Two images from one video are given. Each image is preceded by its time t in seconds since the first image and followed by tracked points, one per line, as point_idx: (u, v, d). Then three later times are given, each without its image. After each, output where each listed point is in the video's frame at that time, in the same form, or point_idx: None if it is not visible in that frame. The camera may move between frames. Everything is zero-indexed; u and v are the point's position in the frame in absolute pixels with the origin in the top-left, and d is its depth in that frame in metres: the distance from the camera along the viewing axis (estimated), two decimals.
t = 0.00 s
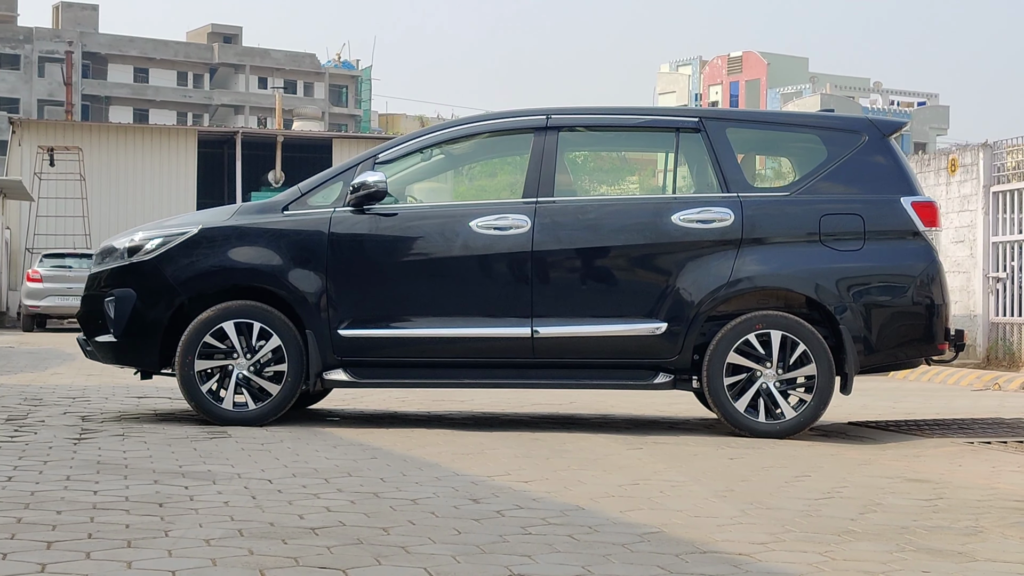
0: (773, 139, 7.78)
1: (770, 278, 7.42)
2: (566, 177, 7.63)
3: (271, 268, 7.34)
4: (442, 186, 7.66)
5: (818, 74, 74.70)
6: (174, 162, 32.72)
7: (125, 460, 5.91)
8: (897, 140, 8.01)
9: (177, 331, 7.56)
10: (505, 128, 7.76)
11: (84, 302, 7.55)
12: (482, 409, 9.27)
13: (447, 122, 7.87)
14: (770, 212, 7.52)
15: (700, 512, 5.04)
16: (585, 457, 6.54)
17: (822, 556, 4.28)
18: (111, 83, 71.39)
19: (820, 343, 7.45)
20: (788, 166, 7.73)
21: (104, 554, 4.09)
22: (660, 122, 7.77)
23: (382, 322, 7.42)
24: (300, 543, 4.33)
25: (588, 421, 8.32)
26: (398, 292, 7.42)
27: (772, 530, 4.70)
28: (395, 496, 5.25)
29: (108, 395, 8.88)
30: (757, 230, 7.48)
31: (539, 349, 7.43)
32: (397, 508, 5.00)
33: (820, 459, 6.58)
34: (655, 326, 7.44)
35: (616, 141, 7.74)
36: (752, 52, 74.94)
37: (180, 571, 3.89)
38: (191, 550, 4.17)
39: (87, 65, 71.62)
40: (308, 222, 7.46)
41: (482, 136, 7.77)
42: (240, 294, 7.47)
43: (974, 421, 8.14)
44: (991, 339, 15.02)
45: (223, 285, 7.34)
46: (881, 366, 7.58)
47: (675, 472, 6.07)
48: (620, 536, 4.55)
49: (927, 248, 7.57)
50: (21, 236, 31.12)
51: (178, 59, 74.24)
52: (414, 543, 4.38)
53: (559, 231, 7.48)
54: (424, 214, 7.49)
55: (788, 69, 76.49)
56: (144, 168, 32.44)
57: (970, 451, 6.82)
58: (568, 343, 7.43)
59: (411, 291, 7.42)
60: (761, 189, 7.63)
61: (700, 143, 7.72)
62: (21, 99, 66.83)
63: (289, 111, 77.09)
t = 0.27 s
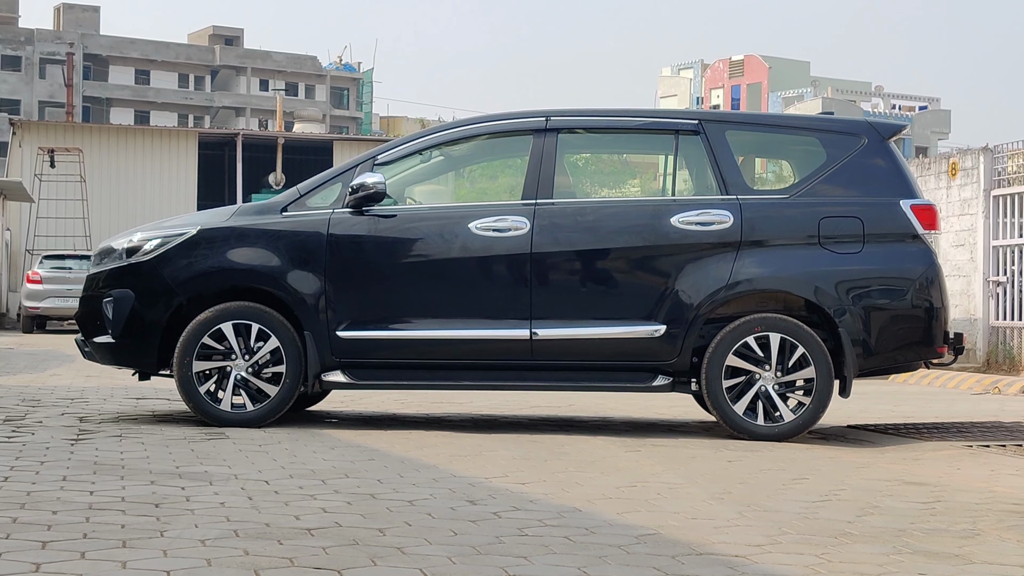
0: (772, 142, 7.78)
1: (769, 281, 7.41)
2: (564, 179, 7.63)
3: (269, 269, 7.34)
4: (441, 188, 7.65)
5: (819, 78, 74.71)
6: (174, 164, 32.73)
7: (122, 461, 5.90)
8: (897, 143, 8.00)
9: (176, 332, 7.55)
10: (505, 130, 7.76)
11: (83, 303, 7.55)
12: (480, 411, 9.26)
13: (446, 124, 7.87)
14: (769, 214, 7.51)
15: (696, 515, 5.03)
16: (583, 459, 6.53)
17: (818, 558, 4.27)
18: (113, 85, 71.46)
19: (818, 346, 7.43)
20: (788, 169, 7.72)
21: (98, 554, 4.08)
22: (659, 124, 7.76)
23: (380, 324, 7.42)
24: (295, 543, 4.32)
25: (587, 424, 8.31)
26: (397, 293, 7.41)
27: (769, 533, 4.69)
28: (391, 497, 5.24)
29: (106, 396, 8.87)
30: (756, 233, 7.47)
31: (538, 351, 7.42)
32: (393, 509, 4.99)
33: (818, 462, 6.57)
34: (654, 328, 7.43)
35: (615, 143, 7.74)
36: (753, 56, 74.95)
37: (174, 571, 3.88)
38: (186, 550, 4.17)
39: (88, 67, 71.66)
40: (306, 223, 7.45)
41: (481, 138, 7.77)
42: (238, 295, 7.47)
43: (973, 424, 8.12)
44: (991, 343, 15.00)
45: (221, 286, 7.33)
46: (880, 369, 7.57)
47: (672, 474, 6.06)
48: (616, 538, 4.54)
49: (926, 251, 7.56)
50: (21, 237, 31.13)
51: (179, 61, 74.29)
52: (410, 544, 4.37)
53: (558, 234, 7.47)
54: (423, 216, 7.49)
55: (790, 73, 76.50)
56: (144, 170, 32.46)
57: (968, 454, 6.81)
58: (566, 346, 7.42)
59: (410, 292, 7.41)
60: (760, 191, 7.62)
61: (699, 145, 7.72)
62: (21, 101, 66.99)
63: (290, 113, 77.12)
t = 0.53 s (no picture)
0: (772, 144, 7.78)
1: (768, 283, 7.41)
2: (563, 181, 7.63)
3: (267, 271, 7.34)
4: (440, 189, 7.65)
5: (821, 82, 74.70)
6: (175, 166, 32.75)
7: (119, 461, 5.90)
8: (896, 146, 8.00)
9: (174, 333, 7.55)
10: (504, 132, 7.76)
11: (81, 304, 7.55)
12: (479, 413, 9.25)
13: (445, 125, 7.87)
14: (768, 217, 7.51)
15: (693, 516, 5.03)
16: (581, 461, 6.52)
17: (814, 560, 4.27)
18: (115, 87, 71.53)
19: (817, 349, 7.43)
20: (787, 171, 7.72)
21: (93, 554, 4.07)
22: (658, 127, 7.76)
23: (379, 325, 7.42)
24: (291, 544, 4.32)
25: (585, 426, 8.31)
26: (395, 295, 7.41)
27: (765, 534, 4.69)
28: (388, 498, 5.23)
29: (105, 398, 8.87)
30: (755, 235, 7.47)
31: (537, 353, 7.42)
32: (390, 510, 4.99)
33: (816, 465, 6.56)
34: (652, 331, 7.43)
35: (614, 145, 7.74)
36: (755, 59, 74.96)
37: (169, 571, 3.88)
38: (181, 550, 4.16)
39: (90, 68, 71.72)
40: (305, 224, 7.46)
41: (480, 140, 7.78)
42: (237, 296, 7.47)
43: (972, 427, 8.12)
44: (991, 347, 14.99)
45: (219, 287, 7.33)
46: (879, 372, 7.56)
47: (670, 477, 6.06)
48: (613, 539, 4.53)
49: (925, 254, 7.55)
50: (21, 239, 31.15)
51: (181, 63, 74.35)
52: (405, 545, 4.36)
53: (556, 235, 7.47)
54: (422, 217, 7.49)
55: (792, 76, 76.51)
56: (145, 171, 32.48)
57: (967, 457, 6.80)
58: (565, 348, 7.42)
59: (408, 294, 7.41)
60: (759, 194, 7.62)
61: (698, 147, 7.72)
62: (21, 103, 67.22)
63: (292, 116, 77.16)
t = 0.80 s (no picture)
0: (771, 146, 7.77)
1: (766, 285, 7.40)
2: (562, 182, 7.63)
3: (266, 272, 7.34)
4: (439, 191, 7.65)
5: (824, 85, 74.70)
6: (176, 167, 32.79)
7: (116, 461, 5.90)
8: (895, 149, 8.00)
9: (172, 334, 7.56)
10: (503, 133, 7.77)
11: (80, 305, 7.56)
12: (478, 415, 9.25)
13: (445, 126, 7.87)
14: (767, 219, 7.51)
15: (689, 517, 5.03)
16: (578, 462, 6.52)
17: (809, 561, 4.27)
18: (117, 89, 71.60)
19: (815, 351, 7.43)
20: (786, 173, 7.72)
21: (88, 553, 4.07)
22: (657, 128, 7.76)
23: (377, 326, 7.42)
24: (286, 544, 4.32)
25: (584, 428, 8.31)
26: (394, 296, 7.42)
27: (760, 536, 4.69)
28: (384, 499, 5.23)
29: (104, 399, 8.87)
30: (754, 237, 7.47)
31: (535, 355, 7.42)
32: (385, 510, 4.99)
33: (813, 467, 6.56)
34: (650, 332, 7.43)
35: (613, 147, 7.74)
36: (758, 62, 74.97)
37: (163, 570, 3.88)
38: (176, 550, 4.16)
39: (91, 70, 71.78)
40: (304, 225, 7.46)
41: (479, 141, 7.78)
42: (235, 297, 7.47)
43: (970, 430, 8.11)
44: (991, 350, 14.97)
45: (217, 288, 7.34)
46: (877, 375, 7.56)
47: (667, 478, 6.06)
48: (608, 540, 4.53)
49: (924, 256, 7.55)
50: (22, 240, 31.19)
51: (183, 65, 74.43)
52: (400, 545, 4.37)
53: (555, 237, 7.47)
54: (420, 219, 7.49)
55: (795, 80, 76.52)
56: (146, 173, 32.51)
57: (964, 459, 6.80)
58: (563, 349, 7.42)
59: (407, 296, 7.42)
60: (758, 196, 7.62)
61: (697, 149, 7.72)
62: (23, 104, 67.35)
63: (294, 118, 77.22)
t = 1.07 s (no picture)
0: (770, 149, 7.77)
1: (765, 288, 7.40)
2: (561, 184, 7.63)
3: (265, 273, 7.34)
4: (438, 192, 7.65)
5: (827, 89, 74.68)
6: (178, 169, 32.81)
7: (114, 462, 5.90)
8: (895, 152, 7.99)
9: (171, 335, 7.56)
10: (503, 135, 7.77)
11: (79, 306, 7.56)
12: (477, 417, 9.24)
13: (444, 128, 7.87)
14: (766, 221, 7.50)
15: (686, 519, 5.02)
16: (576, 464, 6.51)
17: (805, 563, 4.26)
18: (119, 91, 71.66)
19: (815, 354, 7.42)
20: (786, 176, 7.71)
21: (83, 553, 4.07)
22: (657, 130, 7.76)
23: (376, 328, 7.42)
24: (282, 544, 4.32)
25: (583, 430, 8.29)
26: (393, 298, 7.41)
27: (757, 538, 4.68)
28: (381, 500, 5.23)
29: (103, 400, 8.87)
30: (753, 240, 7.46)
31: (533, 356, 7.42)
32: (382, 511, 4.98)
33: (812, 469, 6.55)
34: (649, 334, 7.42)
35: (613, 149, 7.74)
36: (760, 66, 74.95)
37: (157, 569, 3.87)
38: (171, 550, 4.16)
39: (93, 72, 71.85)
40: (303, 226, 7.46)
41: (479, 143, 7.78)
42: (234, 298, 7.47)
43: (970, 434, 8.09)
44: (992, 353, 14.94)
45: (216, 289, 7.34)
46: (876, 377, 7.55)
47: (665, 480, 6.05)
48: (604, 541, 4.52)
49: (923, 259, 7.54)
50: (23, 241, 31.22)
51: (186, 68, 74.51)
52: (396, 546, 4.36)
53: (554, 239, 7.47)
54: (420, 220, 7.49)
55: (797, 83, 76.52)
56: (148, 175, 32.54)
57: (963, 463, 6.78)
58: (562, 351, 7.41)
59: (406, 297, 7.41)
60: (758, 198, 7.61)
61: (697, 151, 7.71)
62: (25, 106, 67.45)
63: (296, 121, 77.27)
